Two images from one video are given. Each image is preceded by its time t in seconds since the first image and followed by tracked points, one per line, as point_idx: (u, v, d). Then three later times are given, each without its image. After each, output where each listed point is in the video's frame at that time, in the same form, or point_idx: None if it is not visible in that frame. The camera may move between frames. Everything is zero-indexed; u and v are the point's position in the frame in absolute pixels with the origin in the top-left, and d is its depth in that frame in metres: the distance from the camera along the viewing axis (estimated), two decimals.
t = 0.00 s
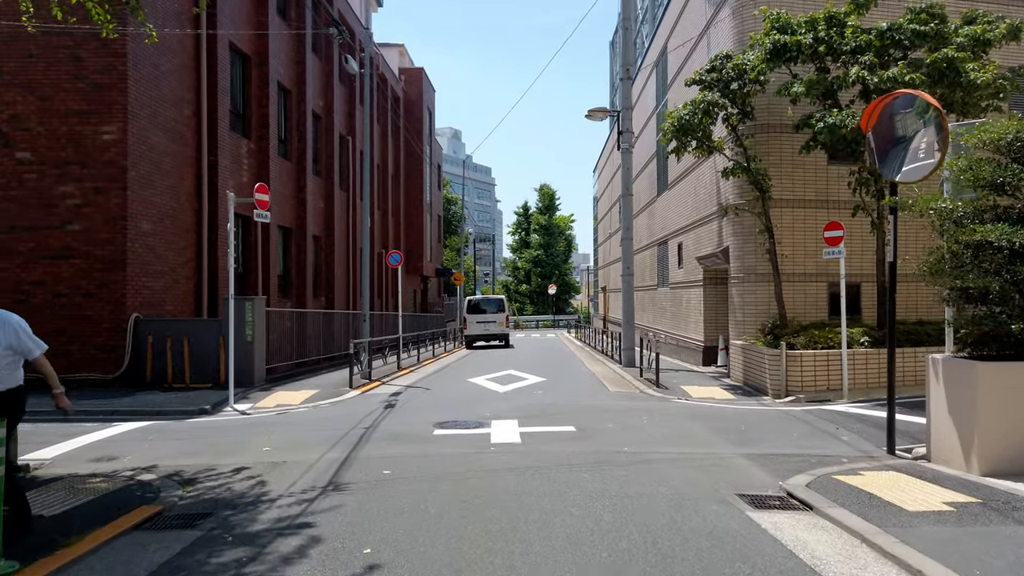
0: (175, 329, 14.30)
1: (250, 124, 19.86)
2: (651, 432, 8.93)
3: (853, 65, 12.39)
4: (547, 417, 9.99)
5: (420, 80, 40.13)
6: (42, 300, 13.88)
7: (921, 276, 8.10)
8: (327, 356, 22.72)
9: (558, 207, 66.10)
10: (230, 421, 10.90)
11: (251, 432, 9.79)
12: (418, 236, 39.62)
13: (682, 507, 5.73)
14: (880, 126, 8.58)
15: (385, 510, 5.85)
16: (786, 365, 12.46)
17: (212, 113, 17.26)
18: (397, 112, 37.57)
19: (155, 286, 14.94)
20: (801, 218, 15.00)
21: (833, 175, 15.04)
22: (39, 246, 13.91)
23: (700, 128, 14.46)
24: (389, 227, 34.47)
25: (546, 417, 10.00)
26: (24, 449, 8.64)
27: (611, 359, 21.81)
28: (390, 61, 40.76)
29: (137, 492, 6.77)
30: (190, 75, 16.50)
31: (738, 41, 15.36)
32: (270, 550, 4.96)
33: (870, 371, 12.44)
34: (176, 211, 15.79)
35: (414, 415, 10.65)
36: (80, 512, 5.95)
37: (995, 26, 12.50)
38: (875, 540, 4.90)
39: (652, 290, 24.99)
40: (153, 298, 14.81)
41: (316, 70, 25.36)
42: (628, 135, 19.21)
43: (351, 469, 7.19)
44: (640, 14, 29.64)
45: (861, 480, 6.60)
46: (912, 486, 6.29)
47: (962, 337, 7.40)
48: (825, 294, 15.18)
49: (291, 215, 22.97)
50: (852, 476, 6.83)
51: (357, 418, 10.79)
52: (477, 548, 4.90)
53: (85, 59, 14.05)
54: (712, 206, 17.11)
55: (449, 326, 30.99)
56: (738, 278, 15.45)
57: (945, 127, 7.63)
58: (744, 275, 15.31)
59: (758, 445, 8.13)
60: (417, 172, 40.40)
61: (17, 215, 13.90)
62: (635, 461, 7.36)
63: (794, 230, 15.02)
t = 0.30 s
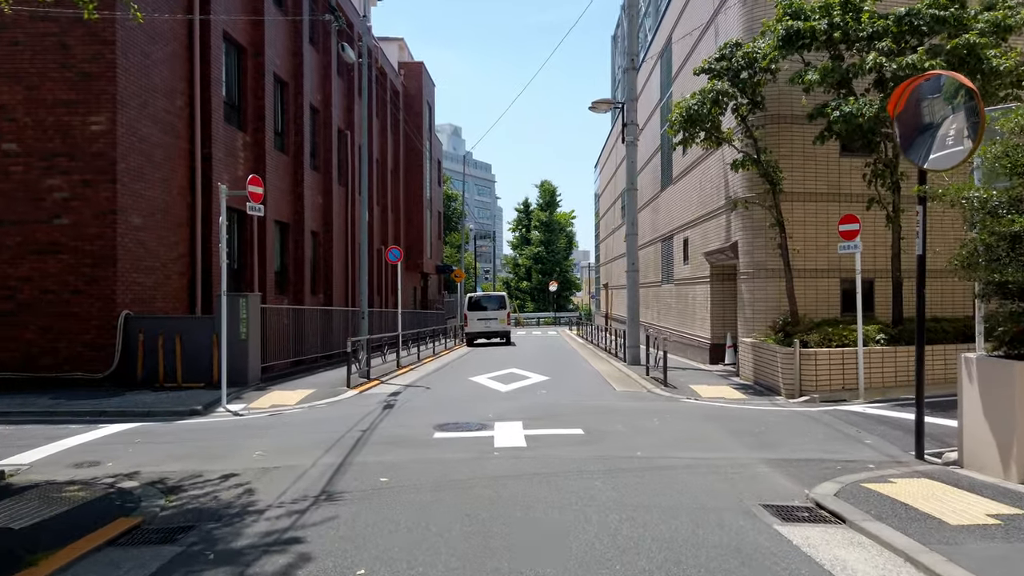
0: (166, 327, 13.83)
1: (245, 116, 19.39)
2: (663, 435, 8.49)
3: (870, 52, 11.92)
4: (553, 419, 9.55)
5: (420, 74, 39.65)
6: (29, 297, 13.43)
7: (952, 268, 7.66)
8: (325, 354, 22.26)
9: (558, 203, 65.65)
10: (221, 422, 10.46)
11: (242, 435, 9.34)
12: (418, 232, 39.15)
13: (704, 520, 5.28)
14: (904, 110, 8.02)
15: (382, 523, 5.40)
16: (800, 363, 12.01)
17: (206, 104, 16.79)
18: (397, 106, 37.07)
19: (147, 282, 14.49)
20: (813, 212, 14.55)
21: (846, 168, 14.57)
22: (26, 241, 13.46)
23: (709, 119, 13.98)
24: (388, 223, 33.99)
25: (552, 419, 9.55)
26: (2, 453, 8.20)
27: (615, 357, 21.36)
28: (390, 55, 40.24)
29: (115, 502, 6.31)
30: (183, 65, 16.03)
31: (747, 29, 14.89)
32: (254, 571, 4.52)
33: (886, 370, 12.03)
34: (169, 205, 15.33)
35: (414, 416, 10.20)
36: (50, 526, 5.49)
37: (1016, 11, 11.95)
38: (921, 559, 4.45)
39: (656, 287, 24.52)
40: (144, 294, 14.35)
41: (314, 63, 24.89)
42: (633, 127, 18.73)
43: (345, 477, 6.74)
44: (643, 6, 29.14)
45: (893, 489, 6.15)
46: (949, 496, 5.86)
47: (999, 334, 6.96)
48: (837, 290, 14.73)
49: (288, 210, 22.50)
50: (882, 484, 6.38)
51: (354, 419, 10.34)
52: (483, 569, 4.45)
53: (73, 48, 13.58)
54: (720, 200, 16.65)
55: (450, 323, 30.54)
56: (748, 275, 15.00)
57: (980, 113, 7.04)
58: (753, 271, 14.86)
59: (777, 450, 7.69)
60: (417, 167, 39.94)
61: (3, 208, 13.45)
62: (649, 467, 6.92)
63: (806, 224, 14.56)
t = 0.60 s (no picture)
0: (158, 327, 13.35)
1: (241, 111, 18.90)
2: (679, 442, 8.01)
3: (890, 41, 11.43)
4: (561, 424, 9.07)
5: (420, 70, 39.16)
6: (16, 296, 12.94)
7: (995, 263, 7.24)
8: (324, 354, 21.78)
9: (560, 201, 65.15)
10: (213, 427, 9.97)
11: (234, 442, 8.86)
12: (418, 230, 38.65)
13: (735, 542, 4.80)
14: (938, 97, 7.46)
15: (381, 545, 4.92)
16: (816, 366, 11.51)
17: (200, 97, 16.30)
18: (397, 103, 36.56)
19: (138, 281, 14.00)
20: (827, 208, 14.06)
21: (861, 162, 14.09)
22: (12, 238, 12.98)
23: (720, 111, 13.48)
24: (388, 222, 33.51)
25: (560, 424, 9.06)
26: None
27: (620, 357, 20.88)
28: (390, 51, 39.72)
29: (92, 518, 5.82)
30: (176, 57, 15.54)
31: (760, 19, 14.40)
32: None
33: (906, 372, 11.53)
34: (161, 201, 14.85)
35: (414, 421, 9.71)
36: (16, 548, 4.99)
37: None
38: None
39: (662, 285, 24.03)
40: (135, 293, 13.86)
41: (312, 57, 24.37)
42: (639, 122, 18.24)
43: (341, 490, 6.26)
44: None
45: (935, 504, 5.68)
46: (997, 513, 5.38)
47: None
48: (852, 288, 14.25)
49: (286, 208, 22.00)
50: (920, 498, 5.91)
51: (352, 424, 9.86)
52: None
53: (61, 37, 13.07)
54: (730, 196, 16.16)
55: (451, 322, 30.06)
56: (759, 273, 14.53)
57: None
58: (765, 269, 14.38)
59: (802, 459, 7.21)
60: (417, 165, 39.43)
61: None
62: (667, 478, 6.44)
63: (820, 221, 14.08)
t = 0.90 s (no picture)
0: (149, 327, 12.90)
1: (237, 105, 18.45)
2: (695, 450, 7.56)
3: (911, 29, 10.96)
4: (569, 430, 8.60)
5: (421, 67, 38.72)
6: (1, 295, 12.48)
7: None
8: (322, 355, 21.32)
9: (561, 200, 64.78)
10: (203, 433, 9.53)
11: (225, 449, 8.41)
12: (418, 228, 38.20)
13: (769, 568, 4.36)
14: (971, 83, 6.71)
15: (378, 569, 4.47)
16: (833, 368, 11.05)
17: (195, 91, 15.84)
18: (396, 99, 36.10)
19: (129, 279, 13.54)
20: (841, 204, 13.60)
21: (875, 156, 13.64)
22: None
23: (731, 104, 13.02)
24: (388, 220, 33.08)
25: (568, 431, 8.60)
26: None
27: (625, 358, 20.42)
28: (390, 48, 39.27)
29: (64, 536, 5.36)
30: (169, 49, 15.08)
31: (771, 9, 13.94)
32: None
33: (926, 375, 11.09)
34: (154, 197, 14.39)
35: (415, 426, 9.25)
36: None
37: None
38: None
39: (667, 285, 23.58)
40: (126, 292, 13.41)
41: (310, 52, 23.91)
42: (646, 117, 17.78)
43: (336, 504, 5.81)
44: None
45: (979, 522, 5.24)
46: None
47: None
48: (866, 288, 13.79)
49: (284, 205, 21.54)
50: (963, 514, 5.46)
51: (349, 430, 9.41)
52: None
53: (48, 27, 12.61)
54: (739, 193, 15.71)
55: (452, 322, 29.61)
56: (770, 272, 14.09)
57: None
58: (777, 267, 13.94)
59: (828, 469, 6.76)
60: (417, 163, 38.98)
61: None
62: (686, 492, 5.99)
63: (833, 218, 13.61)
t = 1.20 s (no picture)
0: (135, 328, 12.40)
1: (229, 99, 17.98)
2: (707, 458, 7.09)
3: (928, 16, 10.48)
4: (572, 436, 8.13)
5: (418, 65, 38.27)
6: None
7: None
8: (316, 356, 20.84)
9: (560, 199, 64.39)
10: (187, 439, 9.05)
11: (208, 456, 7.93)
12: (416, 227, 37.69)
13: None
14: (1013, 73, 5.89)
15: None
16: (846, 371, 10.59)
17: (184, 83, 15.36)
18: (393, 96, 35.63)
19: (114, 278, 13.06)
20: (851, 200, 13.17)
21: (886, 151, 13.22)
22: None
23: (738, 96, 12.55)
24: (385, 219, 32.62)
25: (571, 437, 8.13)
26: None
27: (626, 359, 19.98)
28: (387, 44, 38.82)
29: (22, 556, 4.88)
30: (157, 40, 14.61)
31: None
32: None
33: (943, 377, 10.64)
34: (140, 192, 13.91)
35: (409, 432, 8.77)
36: None
37: None
38: None
39: (669, 285, 23.14)
40: (110, 291, 12.92)
41: (305, 47, 23.44)
42: (648, 111, 17.31)
43: (322, 520, 5.34)
44: None
45: None
46: None
47: None
48: (876, 287, 13.35)
49: (278, 202, 21.07)
50: (1005, 531, 5.00)
51: (340, 435, 8.93)
52: None
53: (29, 16, 12.13)
54: (745, 189, 15.25)
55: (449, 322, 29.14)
56: (778, 270, 13.66)
57: None
58: (785, 265, 13.51)
59: (852, 480, 6.30)
60: (415, 160, 38.52)
61: None
62: (702, 505, 5.52)
63: (843, 214, 13.18)
